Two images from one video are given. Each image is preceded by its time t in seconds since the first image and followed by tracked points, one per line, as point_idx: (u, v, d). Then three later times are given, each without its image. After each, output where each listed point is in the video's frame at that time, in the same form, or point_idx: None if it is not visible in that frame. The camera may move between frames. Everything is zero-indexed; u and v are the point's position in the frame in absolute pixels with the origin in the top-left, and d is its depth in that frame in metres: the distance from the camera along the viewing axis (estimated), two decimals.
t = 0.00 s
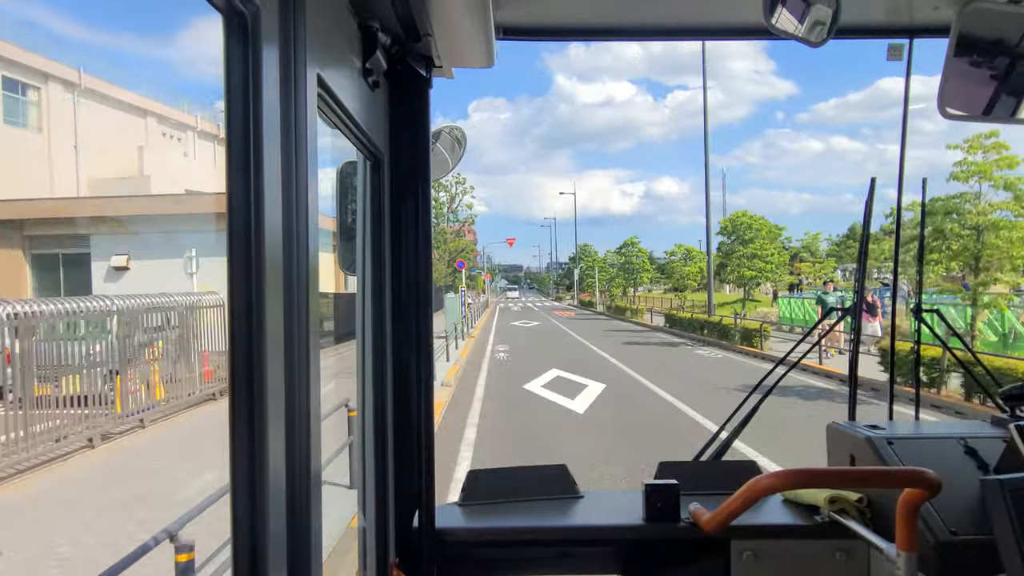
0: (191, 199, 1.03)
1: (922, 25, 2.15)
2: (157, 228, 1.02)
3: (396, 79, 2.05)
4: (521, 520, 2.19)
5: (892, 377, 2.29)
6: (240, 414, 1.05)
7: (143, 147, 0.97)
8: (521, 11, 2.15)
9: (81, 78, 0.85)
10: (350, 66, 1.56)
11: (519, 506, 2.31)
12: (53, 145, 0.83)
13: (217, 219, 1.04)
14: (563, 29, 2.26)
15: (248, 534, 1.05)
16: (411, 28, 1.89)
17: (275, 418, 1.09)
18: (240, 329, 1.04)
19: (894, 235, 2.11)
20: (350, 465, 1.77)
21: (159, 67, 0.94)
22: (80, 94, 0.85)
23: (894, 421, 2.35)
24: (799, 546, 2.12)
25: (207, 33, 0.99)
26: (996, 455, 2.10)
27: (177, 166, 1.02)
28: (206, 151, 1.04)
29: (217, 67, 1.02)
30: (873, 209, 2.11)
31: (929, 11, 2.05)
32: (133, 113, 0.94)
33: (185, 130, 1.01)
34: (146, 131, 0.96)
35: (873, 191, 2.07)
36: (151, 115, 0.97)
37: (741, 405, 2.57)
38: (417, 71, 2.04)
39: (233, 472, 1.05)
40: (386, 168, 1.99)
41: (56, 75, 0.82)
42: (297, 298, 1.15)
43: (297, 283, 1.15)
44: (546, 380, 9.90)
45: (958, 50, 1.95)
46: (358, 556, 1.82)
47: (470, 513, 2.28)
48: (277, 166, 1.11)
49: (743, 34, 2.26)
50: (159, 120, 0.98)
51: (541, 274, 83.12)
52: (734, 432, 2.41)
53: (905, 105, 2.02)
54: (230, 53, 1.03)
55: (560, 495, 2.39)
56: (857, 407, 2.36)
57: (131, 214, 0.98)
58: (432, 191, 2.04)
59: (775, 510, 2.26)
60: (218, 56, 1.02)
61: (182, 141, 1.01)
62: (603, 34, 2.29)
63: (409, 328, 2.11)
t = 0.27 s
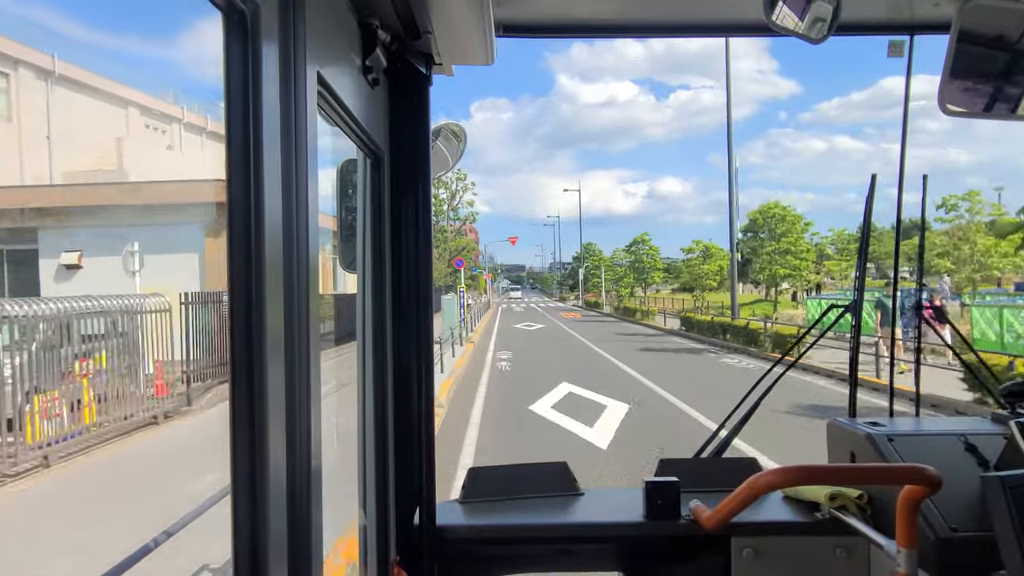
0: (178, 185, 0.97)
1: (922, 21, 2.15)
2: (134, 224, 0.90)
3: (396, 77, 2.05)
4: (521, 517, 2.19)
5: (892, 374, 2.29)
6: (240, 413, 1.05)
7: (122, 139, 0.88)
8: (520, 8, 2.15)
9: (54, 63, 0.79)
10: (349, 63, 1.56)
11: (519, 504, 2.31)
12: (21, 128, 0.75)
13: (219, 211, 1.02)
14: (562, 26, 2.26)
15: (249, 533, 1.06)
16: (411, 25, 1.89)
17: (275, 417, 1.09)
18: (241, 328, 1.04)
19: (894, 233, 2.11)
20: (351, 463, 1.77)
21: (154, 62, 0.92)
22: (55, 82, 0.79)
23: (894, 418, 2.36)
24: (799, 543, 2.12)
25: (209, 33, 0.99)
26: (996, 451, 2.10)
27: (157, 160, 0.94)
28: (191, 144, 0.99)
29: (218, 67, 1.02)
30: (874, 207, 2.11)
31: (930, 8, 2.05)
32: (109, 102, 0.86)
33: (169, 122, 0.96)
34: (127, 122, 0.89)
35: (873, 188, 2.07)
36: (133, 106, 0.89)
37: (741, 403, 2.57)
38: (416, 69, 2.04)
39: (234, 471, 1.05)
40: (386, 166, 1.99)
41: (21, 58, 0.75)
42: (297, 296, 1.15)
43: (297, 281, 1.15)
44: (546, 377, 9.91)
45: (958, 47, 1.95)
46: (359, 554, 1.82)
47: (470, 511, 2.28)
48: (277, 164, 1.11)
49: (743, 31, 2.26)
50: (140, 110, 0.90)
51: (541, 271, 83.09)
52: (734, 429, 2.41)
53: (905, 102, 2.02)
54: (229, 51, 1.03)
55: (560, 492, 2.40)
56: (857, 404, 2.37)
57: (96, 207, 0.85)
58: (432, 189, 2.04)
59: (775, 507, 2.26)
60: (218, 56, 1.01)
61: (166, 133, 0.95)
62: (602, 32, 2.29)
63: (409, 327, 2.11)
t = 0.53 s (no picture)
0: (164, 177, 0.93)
1: (923, 22, 2.15)
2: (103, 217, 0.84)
3: (397, 77, 2.05)
4: (522, 517, 2.19)
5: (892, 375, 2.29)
6: (240, 414, 1.05)
7: (100, 130, 0.84)
8: (521, 8, 2.15)
9: (23, 48, 0.73)
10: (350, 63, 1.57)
11: (519, 504, 2.31)
12: None
13: (218, 204, 1.01)
14: (563, 27, 2.27)
15: (250, 535, 1.06)
16: (412, 25, 1.89)
17: (276, 418, 1.09)
18: (241, 331, 1.04)
19: (895, 233, 2.11)
20: (353, 466, 1.77)
21: (148, 57, 0.90)
22: (23, 67, 0.74)
23: (894, 419, 2.35)
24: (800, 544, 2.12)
25: (211, 33, 0.99)
26: (996, 452, 2.10)
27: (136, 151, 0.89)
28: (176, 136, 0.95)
29: (218, 67, 1.02)
30: (875, 207, 2.11)
31: (930, 8, 2.05)
32: (84, 89, 0.82)
33: (153, 113, 0.92)
34: (105, 111, 0.84)
35: (874, 188, 2.07)
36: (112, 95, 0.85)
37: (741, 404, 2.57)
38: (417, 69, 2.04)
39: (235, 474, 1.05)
40: (387, 166, 1.98)
41: None
42: (297, 297, 1.15)
43: (297, 283, 1.15)
44: (547, 378, 9.90)
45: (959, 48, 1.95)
46: (360, 555, 1.82)
47: (470, 511, 2.27)
48: (277, 165, 1.11)
49: (743, 32, 2.26)
50: (120, 99, 0.86)
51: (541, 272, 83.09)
52: (734, 430, 2.41)
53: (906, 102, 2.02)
54: (230, 51, 1.03)
55: (561, 493, 2.39)
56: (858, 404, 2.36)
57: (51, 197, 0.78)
58: (433, 190, 2.04)
59: (776, 508, 2.26)
60: (219, 57, 1.01)
61: (149, 125, 0.91)
62: (604, 32, 2.29)
63: (409, 328, 2.11)
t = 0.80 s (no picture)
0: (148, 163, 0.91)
1: (924, 25, 2.16)
2: (62, 206, 0.79)
3: (398, 80, 2.05)
4: (523, 520, 2.19)
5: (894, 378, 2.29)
6: (240, 414, 1.05)
7: (71, 117, 0.80)
8: (522, 12, 2.16)
9: None
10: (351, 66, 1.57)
11: (520, 507, 2.31)
12: None
13: (217, 203, 1.02)
14: (565, 30, 2.27)
15: (251, 536, 1.06)
16: (413, 29, 1.90)
17: (277, 419, 1.10)
18: (242, 333, 1.04)
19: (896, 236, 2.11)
20: (354, 469, 1.78)
21: (138, 49, 0.88)
22: None
23: (896, 422, 2.35)
24: (802, 547, 2.12)
25: (212, 34, 1.00)
26: (998, 455, 2.09)
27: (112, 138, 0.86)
28: (160, 125, 0.93)
29: (219, 68, 1.02)
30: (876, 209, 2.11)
31: (931, 11, 2.05)
32: (57, 76, 0.78)
33: (133, 103, 0.89)
34: (80, 98, 0.81)
35: (875, 190, 2.07)
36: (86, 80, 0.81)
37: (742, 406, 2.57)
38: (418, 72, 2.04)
39: (235, 474, 1.05)
40: (388, 169, 1.99)
41: None
42: (298, 299, 1.15)
43: (298, 284, 1.15)
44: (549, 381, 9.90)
45: (960, 51, 1.95)
46: (361, 557, 1.82)
47: (472, 514, 2.27)
48: (279, 166, 1.12)
49: (744, 35, 2.26)
50: (97, 88, 0.83)
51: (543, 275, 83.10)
52: (735, 433, 2.40)
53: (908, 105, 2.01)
54: (232, 53, 1.03)
55: (562, 496, 2.39)
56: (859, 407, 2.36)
57: (1, 176, 0.73)
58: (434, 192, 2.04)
59: (777, 511, 2.25)
60: (220, 57, 1.02)
61: (128, 114, 0.88)
62: (605, 35, 2.29)
63: (411, 330, 2.11)
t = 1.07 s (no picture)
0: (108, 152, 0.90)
1: (925, 23, 2.15)
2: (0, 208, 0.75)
3: (400, 80, 2.06)
4: (525, 520, 2.19)
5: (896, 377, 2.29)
6: (242, 412, 1.05)
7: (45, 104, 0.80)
8: (523, 12, 2.16)
9: None
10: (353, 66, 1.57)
11: (522, 506, 2.31)
12: None
13: (221, 201, 1.05)
14: (566, 30, 2.27)
15: (253, 534, 1.06)
16: (413, 29, 1.90)
17: (278, 417, 1.10)
18: (244, 332, 1.04)
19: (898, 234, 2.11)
20: (357, 470, 1.78)
21: (137, 45, 0.91)
22: None
23: (898, 421, 2.34)
24: (804, 547, 2.12)
25: (212, 34, 1.01)
26: (1001, 454, 2.09)
27: (79, 127, 0.85)
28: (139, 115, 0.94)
29: (218, 67, 1.03)
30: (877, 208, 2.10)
31: (932, 9, 2.05)
32: (40, 66, 0.79)
33: (110, 91, 0.89)
34: (53, 85, 0.81)
35: (877, 188, 2.07)
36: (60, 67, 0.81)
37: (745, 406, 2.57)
38: (420, 72, 2.05)
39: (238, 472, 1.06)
40: (389, 169, 1.99)
41: None
42: (300, 298, 1.15)
43: (300, 283, 1.15)
44: (552, 381, 9.89)
45: (961, 49, 1.95)
46: (363, 557, 1.82)
47: (474, 514, 2.28)
48: (280, 166, 1.12)
49: (745, 34, 2.26)
50: (70, 74, 0.83)
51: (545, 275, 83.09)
52: (737, 433, 2.40)
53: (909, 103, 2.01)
54: (233, 53, 1.03)
55: (564, 495, 2.39)
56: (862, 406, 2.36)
57: None
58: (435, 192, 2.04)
59: (779, 510, 2.25)
60: (220, 56, 1.03)
61: (105, 102, 0.88)
62: (606, 34, 2.29)
63: (413, 331, 2.11)
